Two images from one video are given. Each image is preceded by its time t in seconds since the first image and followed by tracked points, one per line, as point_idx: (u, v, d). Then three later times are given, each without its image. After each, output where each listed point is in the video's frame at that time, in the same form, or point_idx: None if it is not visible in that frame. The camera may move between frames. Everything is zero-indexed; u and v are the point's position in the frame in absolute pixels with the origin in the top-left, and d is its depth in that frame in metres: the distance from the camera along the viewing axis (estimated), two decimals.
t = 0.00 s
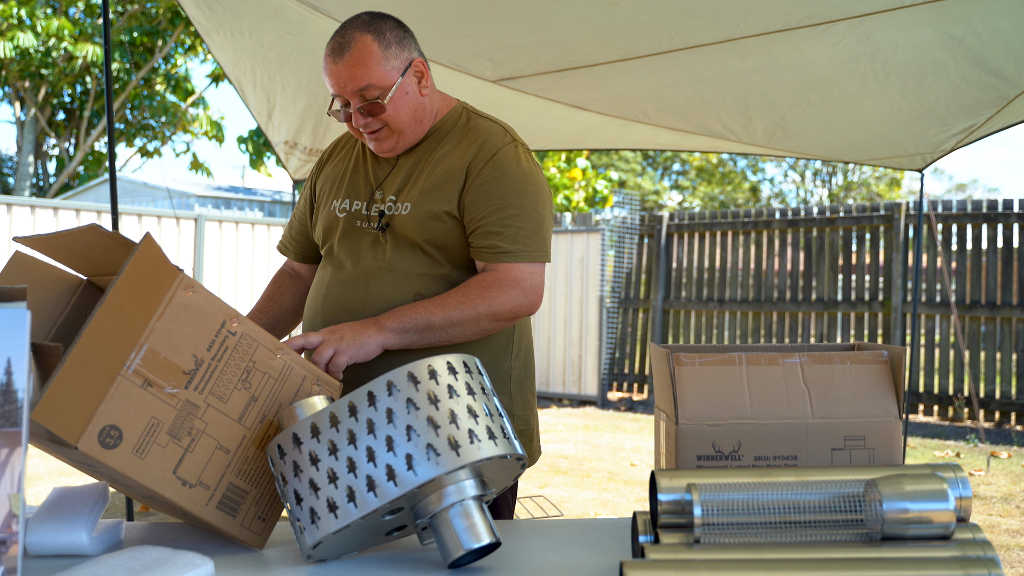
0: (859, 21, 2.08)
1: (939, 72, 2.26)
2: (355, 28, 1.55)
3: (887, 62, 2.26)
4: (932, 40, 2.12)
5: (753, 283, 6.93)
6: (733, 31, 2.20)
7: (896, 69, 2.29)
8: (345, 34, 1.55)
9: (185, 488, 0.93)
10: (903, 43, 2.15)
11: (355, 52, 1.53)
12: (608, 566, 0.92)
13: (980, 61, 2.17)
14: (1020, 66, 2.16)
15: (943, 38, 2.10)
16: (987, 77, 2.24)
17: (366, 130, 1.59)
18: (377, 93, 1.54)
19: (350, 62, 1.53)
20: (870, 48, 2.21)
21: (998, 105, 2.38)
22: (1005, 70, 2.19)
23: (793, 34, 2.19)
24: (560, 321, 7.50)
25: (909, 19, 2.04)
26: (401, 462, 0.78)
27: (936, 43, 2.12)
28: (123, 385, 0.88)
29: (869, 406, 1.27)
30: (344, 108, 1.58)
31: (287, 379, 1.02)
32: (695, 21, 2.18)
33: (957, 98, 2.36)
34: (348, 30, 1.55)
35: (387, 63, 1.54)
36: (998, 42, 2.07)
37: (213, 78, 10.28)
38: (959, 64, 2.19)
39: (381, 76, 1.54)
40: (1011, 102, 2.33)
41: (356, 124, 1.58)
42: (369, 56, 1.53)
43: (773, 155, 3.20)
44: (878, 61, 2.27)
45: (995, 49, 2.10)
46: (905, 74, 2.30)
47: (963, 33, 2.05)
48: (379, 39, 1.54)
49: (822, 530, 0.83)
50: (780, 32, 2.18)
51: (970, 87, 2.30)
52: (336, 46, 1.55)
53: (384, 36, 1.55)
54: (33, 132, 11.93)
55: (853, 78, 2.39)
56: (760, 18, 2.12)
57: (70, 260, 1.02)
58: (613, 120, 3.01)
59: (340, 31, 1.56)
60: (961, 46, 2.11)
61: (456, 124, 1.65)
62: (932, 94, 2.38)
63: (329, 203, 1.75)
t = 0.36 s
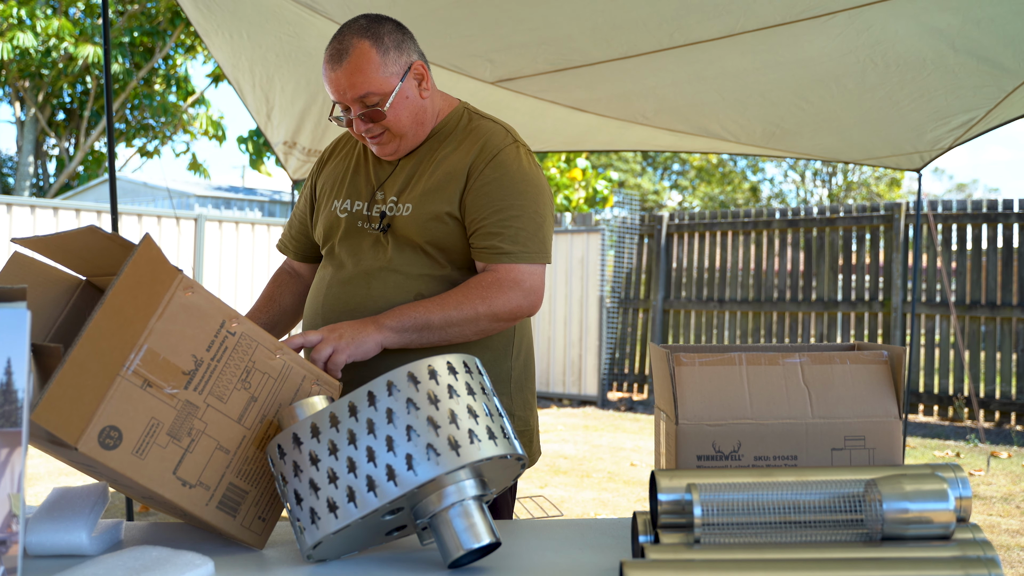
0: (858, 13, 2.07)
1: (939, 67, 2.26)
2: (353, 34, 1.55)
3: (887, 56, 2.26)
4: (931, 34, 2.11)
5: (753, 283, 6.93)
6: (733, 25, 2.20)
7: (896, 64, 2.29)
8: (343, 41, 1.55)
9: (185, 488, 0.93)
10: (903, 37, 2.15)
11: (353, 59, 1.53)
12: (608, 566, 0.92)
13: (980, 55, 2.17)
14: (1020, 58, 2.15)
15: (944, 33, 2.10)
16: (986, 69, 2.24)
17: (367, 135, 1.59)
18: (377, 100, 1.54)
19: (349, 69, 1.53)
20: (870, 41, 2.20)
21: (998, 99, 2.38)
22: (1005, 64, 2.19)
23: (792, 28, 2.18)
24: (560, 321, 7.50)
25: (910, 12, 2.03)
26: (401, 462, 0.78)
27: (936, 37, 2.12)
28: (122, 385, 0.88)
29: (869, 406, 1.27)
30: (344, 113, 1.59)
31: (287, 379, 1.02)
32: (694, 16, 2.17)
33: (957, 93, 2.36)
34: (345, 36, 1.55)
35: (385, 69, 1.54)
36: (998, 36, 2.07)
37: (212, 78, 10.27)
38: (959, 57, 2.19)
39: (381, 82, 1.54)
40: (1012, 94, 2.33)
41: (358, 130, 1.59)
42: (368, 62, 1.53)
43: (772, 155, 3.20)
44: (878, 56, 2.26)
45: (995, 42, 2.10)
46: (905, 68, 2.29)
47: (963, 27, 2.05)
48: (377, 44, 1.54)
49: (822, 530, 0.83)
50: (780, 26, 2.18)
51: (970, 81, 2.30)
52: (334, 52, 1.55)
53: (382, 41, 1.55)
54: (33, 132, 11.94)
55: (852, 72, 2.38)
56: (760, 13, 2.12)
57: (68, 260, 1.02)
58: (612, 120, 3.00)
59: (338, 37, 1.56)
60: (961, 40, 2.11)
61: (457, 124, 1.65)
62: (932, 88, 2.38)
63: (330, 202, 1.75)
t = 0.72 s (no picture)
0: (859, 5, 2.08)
1: (939, 61, 2.27)
2: (349, 33, 1.55)
3: (887, 49, 2.26)
4: (931, 27, 2.12)
5: (753, 283, 6.93)
6: (733, 18, 2.20)
7: (896, 58, 2.29)
8: (339, 41, 1.55)
9: (187, 488, 0.93)
10: (903, 29, 2.15)
11: (348, 59, 1.53)
12: (608, 566, 0.92)
13: (980, 48, 2.17)
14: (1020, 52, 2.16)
15: (944, 26, 2.10)
16: (986, 63, 2.24)
17: (363, 135, 1.60)
18: (372, 100, 1.55)
19: (344, 70, 1.53)
20: (870, 33, 2.21)
21: (997, 94, 2.39)
22: (1005, 57, 2.20)
23: (793, 19, 2.18)
24: (560, 321, 7.50)
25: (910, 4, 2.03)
26: (401, 462, 0.78)
27: (937, 30, 2.12)
28: (124, 385, 0.88)
29: (870, 406, 1.27)
30: (341, 113, 1.59)
31: (288, 379, 1.02)
32: (694, 8, 2.17)
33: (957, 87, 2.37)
34: (341, 36, 1.55)
35: (380, 69, 1.54)
36: (997, 30, 2.08)
37: (212, 78, 10.27)
38: (959, 50, 2.19)
39: (375, 83, 1.54)
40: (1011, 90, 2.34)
41: (354, 130, 1.59)
42: (362, 63, 1.53)
43: (772, 154, 3.20)
44: (878, 49, 2.27)
45: (995, 34, 2.10)
46: (906, 62, 2.30)
47: (963, 19, 2.05)
48: (372, 45, 1.54)
49: (823, 530, 0.83)
50: (780, 17, 2.18)
51: (970, 75, 2.31)
52: (330, 53, 1.55)
53: (376, 41, 1.55)
54: (33, 132, 11.94)
55: (852, 66, 2.38)
56: (760, 5, 2.12)
57: (69, 259, 1.02)
58: (612, 118, 3.01)
59: (334, 38, 1.56)
60: (961, 33, 2.12)
61: (455, 123, 1.65)
62: (932, 84, 2.38)
63: (329, 202, 1.76)
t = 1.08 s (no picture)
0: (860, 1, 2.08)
1: (939, 60, 2.27)
2: (344, 34, 1.55)
3: (888, 47, 2.26)
4: (932, 25, 2.12)
5: (753, 283, 6.93)
6: (734, 13, 2.20)
7: (897, 56, 2.29)
8: (334, 41, 1.55)
9: (188, 487, 0.93)
10: (904, 27, 2.16)
11: (343, 59, 1.53)
12: (608, 566, 0.92)
13: (980, 48, 2.18)
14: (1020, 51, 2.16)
15: (944, 24, 2.11)
16: (987, 64, 2.25)
17: (360, 134, 1.60)
18: (367, 99, 1.55)
19: (339, 69, 1.53)
20: (871, 29, 2.21)
21: (998, 96, 2.39)
22: (1005, 57, 2.20)
23: (794, 14, 2.18)
24: (560, 321, 7.50)
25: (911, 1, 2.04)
26: (401, 462, 0.78)
27: (938, 28, 2.13)
28: (125, 384, 0.88)
29: (870, 406, 1.27)
30: (338, 113, 1.60)
31: (288, 379, 1.02)
32: (696, 4, 2.18)
33: (958, 86, 2.37)
34: (336, 37, 1.56)
35: (375, 68, 1.54)
36: (998, 29, 2.08)
37: (212, 78, 10.27)
38: (960, 49, 2.20)
39: (371, 82, 1.54)
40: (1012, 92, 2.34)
41: (351, 130, 1.59)
42: (357, 62, 1.53)
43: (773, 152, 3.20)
44: (879, 47, 2.27)
45: (996, 33, 2.10)
46: (906, 61, 2.30)
47: (963, 17, 2.06)
48: (366, 44, 1.54)
49: (822, 530, 0.83)
50: (781, 12, 2.18)
51: (971, 75, 2.31)
52: (325, 53, 1.56)
53: (372, 41, 1.55)
54: (33, 132, 11.94)
55: (853, 62, 2.39)
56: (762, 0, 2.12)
57: (68, 259, 1.02)
58: (613, 113, 3.01)
59: (330, 38, 1.57)
60: (961, 31, 2.12)
61: (451, 122, 1.64)
62: (932, 83, 2.39)
63: (327, 202, 1.76)
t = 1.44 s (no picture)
0: (860, 11, 2.08)
1: (939, 68, 2.27)
2: (342, 32, 1.55)
3: (888, 55, 2.27)
4: (932, 34, 2.13)
5: (753, 283, 6.93)
6: (735, 21, 2.20)
7: (897, 64, 2.29)
8: (332, 39, 1.56)
9: (188, 488, 0.93)
10: (904, 36, 2.16)
11: (341, 56, 1.54)
12: (608, 566, 0.92)
13: (980, 57, 2.17)
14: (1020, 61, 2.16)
15: (944, 33, 2.11)
16: (987, 73, 2.25)
17: (360, 132, 1.60)
18: (367, 96, 1.55)
19: (338, 67, 1.54)
20: (872, 39, 2.21)
21: (1000, 103, 2.39)
22: (1006, 67, 2.20)
23: (794, 24, 2.19)
24: (560, 320, 7.50)
25: (911, 10, 2.04)
26: (401, 462, 0.78)
27: (937, 37, 2.13)
28: (126, 385, 0.88)
29: (869, 406, 1.27)
30: (338, 112, 1.60)
31: (289, 379, 1.02)
32: (696, 11, 2.18)
33: (959, 93, 2.37)
34: (334, 35, 1.56)
35: (374, 65, 1.55)
36: (999, 40, 2.08)
37: (212, 78, 10.27)
38: (960, 58, 2.20)
39: (370, 78, 1.55)
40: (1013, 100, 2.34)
41: (351, 128, 1.59)
42: (356, 59, 1.54)
43: (773, 152, 3.19)
44: (879, 55, 2.27)
45: (995, 42, 2.10)
46: (907, 68, 2.30)
47: (963, 25, 2.06)
48: (365, 41, 1.54)
49: (822, 529, 0.83)
50: (781, 22, 2.19)
51: (972, 83, 2.31)
52: (324, 51, 1.56)
53: (370, 38, 1.55)
54: (33, 132, 11.94)
55: (855, 70, 2.39)
56: (762, 8, 2.12)
57: (67, 259, 1.02)
58: (614, 113, 3.01)
59: (328, 36, 1.57)
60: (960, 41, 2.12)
61: (452, 121, 1.64)
62: (933, 89, 2.39)
63: (327, 201, 1.76)
